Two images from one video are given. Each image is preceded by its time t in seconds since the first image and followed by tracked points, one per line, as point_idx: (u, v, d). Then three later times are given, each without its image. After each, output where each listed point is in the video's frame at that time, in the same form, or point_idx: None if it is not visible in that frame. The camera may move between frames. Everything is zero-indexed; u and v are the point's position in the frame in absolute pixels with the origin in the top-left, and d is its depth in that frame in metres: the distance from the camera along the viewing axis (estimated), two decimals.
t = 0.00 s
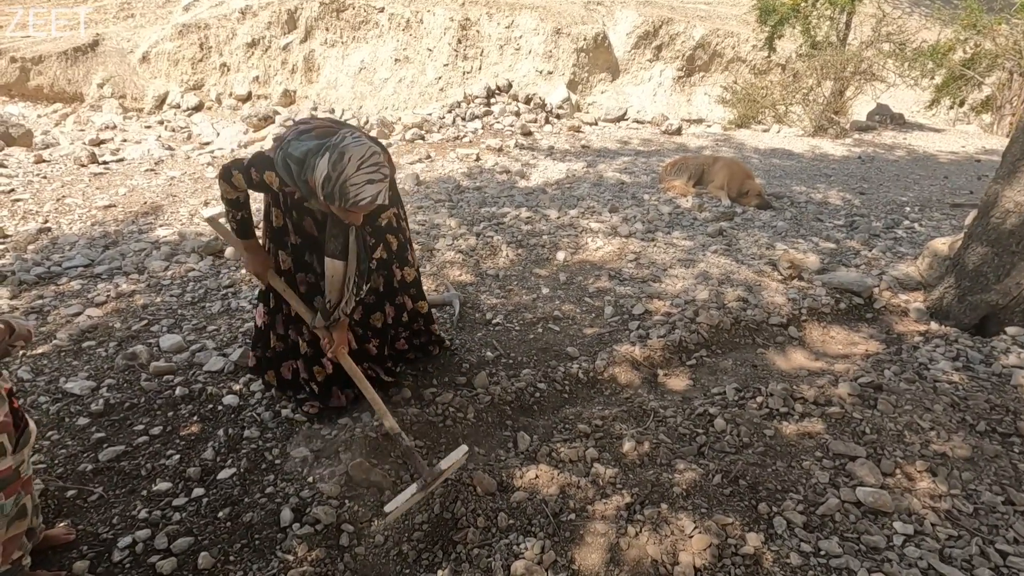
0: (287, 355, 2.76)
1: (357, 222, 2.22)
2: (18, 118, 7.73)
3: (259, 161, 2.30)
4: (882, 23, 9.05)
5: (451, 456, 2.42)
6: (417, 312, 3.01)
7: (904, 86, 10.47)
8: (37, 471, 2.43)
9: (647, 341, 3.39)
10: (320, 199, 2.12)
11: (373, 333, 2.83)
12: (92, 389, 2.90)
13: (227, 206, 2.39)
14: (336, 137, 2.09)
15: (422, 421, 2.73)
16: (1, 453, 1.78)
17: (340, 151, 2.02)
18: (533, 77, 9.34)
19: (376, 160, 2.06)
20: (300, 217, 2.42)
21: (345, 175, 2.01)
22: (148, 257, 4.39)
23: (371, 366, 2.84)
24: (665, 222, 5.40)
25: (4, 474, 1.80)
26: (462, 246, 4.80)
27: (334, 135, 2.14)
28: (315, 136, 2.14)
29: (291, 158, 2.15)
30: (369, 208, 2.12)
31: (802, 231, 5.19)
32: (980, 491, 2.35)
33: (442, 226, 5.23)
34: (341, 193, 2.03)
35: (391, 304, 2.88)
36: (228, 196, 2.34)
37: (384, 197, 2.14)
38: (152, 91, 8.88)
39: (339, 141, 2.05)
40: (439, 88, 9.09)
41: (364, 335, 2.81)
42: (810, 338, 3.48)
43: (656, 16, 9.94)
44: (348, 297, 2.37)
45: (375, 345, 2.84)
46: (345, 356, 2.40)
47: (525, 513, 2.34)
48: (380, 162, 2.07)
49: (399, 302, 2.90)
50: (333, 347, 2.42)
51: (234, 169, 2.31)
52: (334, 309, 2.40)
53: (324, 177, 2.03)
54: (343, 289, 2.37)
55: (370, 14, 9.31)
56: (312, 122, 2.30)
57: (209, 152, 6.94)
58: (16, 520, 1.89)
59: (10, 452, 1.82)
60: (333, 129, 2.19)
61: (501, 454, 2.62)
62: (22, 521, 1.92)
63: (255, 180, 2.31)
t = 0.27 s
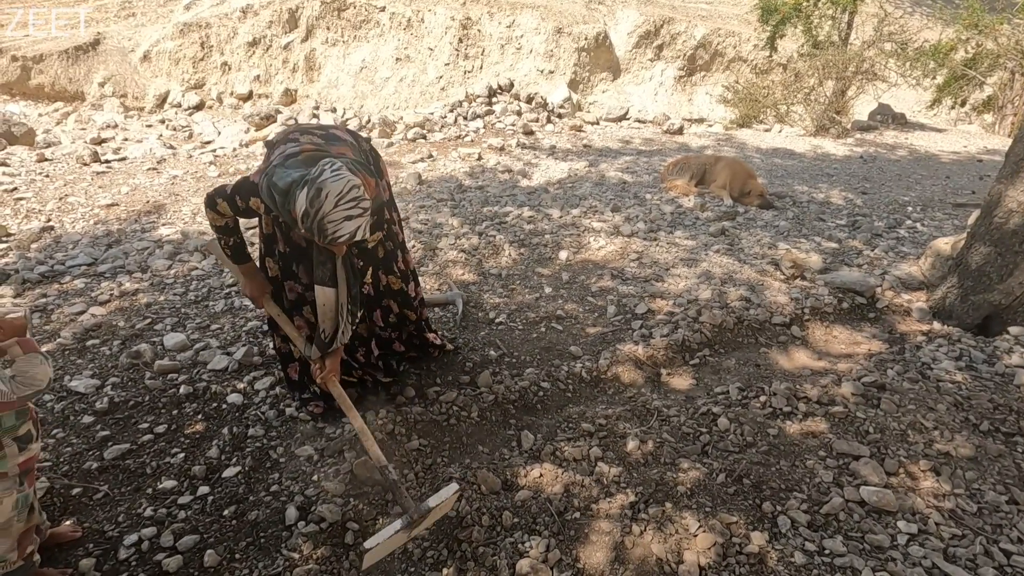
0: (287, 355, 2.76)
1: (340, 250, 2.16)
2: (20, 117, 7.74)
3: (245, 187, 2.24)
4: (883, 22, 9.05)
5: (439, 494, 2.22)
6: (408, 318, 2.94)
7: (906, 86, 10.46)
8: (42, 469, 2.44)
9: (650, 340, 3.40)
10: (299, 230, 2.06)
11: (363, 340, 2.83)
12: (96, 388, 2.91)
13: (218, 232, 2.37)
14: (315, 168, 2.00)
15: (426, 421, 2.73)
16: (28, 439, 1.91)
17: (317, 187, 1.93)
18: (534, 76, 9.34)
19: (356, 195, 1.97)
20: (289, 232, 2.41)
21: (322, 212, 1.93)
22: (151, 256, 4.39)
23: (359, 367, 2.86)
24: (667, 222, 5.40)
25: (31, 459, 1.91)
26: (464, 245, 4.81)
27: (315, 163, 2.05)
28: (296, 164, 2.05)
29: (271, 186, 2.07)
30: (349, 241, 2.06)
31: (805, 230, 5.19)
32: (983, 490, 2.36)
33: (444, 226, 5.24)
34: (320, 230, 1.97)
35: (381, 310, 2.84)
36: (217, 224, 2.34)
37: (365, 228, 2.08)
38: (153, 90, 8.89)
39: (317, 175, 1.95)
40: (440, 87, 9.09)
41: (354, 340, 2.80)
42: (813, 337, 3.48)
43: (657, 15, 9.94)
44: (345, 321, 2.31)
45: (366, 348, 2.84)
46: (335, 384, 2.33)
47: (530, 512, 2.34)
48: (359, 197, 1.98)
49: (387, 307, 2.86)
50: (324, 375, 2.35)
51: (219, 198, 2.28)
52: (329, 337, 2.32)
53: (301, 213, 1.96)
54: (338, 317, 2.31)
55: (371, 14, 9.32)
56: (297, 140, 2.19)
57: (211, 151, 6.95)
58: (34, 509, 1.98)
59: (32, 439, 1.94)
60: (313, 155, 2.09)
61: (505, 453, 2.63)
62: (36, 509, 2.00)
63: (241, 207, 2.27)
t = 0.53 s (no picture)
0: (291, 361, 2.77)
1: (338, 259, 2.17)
2: (21, 116, 7.75)
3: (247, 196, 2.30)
4: (885, 23, 9.04)
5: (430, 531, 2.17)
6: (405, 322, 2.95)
7: (907, 86, 10.45)
8: (46, 470, 2.44)
9: (652, 341, 3.40)
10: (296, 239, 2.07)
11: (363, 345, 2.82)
12: (100, 388, 2.92)
13: (233, 246, 2.43)
14: (312, 177, 2.01)
15: (428, 421, 2.74)
16: (45, 434, 1.97)
17: (313, 197, 1.94)
18: (535, 76, 9.32)
19: (352, 204, 1.97)
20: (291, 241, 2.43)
21: (319, 222, 1.94)
22: (153, 256, 4.40)
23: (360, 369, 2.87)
24: (669, 222, 5.41)
25: (44, 454, 1.98)
26: (466, 245, 4.81)
27: (311, 173, 2.07)
28: (293, 174, 2.08)
29: (269, 195, 2.10)
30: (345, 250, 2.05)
31: (806, 231, 5.19)
32: (986, 491, 2.36)
33: (446, 226, 5.24)
34: (317, 239, 1.97)
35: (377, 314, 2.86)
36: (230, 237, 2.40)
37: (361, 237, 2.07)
38: (155, 89, 8.90)
39: (313, 185, 1.97)
40: (441, 87, 9.09)
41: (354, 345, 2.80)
42: (816, 338, 3.48)
43: (658, 15, 9.94)
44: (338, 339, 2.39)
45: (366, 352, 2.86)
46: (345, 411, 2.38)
47: (533, 512, 2.34)
48: (356, 206, 1.98)
49: (382, 311, 2.87)
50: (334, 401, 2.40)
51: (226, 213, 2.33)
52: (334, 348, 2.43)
53: (298, 223, 1.97)
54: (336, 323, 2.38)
55: (372, 13, 9.32)
56: (296, 149, 2.22)
57: (213, 150, 6.96)
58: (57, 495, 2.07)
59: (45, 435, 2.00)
60: (313, 165, 2.11)
61: (508, 453, 2.63)
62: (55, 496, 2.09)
63: (242, 220, 2.34)
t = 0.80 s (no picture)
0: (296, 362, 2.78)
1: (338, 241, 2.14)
2: (24, 117, 7.76)
3: (254, 184, 2.32)
4: (888, 22, 9.02)
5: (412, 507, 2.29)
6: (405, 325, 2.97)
7: (910, 86, 10.42)
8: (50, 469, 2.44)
9: (655, 341, 3.40)
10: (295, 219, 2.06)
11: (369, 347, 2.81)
12: (103, 388, 2.91)
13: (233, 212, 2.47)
14: (311, 156, 2.02)
15: (431, 421, 2.74)
16: (49, 437, 1.92)
17: (312, 172, 1.95)
18: (537, 76, 9.32)
19: (351, 180, 1.97)
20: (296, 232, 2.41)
21: (317, 196, 1.93)
22: (156, 256, 4.40)
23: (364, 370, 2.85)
24: (671, 222, 5.40)
25: (46, 457, 1.92)
26: (469, 245, 4.81)
27: (311, 154, 2.07)
28: (293, 156, 2.09)
29: (269, 176, 2.11)
30: (345, 228, 2.03)
31: (810, 231, 5.18)
32: (992, 492, 2.35)
33: (449, 226, 5.24)
34: (314, 214, 1.95)
35: (383, 316, 2.84)
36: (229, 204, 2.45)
37: (362, 216, 2.04)
38: (157, 90, 8.91)
39: (312, 162, 1.98)
40: (442, 87, 9.09)
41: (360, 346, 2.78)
42: (820, 338, 3.47)
43: (659, 16, 9.93)
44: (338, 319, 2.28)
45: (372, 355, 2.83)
46: (340, 383, 2.32)
47: (538, 512, 2.34)
48: (355, 183, 1.97)
49: (386, 313, 2.87)
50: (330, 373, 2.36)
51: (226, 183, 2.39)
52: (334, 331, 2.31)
53: (297, 199, 1.96)
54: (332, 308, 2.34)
55: (374, 14, 9.33)
56: (302, 137, 2.25)
57: (215, 150, 6.96)
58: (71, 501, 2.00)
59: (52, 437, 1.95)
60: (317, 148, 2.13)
61: (512, 453, 2.63)
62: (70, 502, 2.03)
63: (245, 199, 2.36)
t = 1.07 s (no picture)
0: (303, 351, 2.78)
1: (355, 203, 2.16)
2: (28, 117, 7.79)
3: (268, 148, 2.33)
4: (891, 23, 9.00)
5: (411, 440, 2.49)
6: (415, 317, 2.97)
7: (914, 86, 10.39)
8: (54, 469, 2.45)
9: (658, 342, 3.39)
10: (315, 180, 2.09)
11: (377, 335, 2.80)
12: (107, 387, 2.93)
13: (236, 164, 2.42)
14: (329, 117, 2.07)
15: (433, 420, 2.75)
16: (70, 447, 1.86)
17: (331, 129, 1.99)
18: (540, 76, 9.32)
19: (370, 137, 2.02)
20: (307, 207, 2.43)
21: (339, 150, 1.97)
22: (160, 256, 4.42)
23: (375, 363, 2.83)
24: (674, 223, 5.40)
25: (70, 467, 1.87)
26: (471, 246, 4.81)
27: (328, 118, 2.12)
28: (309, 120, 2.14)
29: (287, 140, 2.15)
30: (365, 186, 2.06)
31: (813, 232, 5.17)
32: (996, 494, 2.34)
33: (452, 226, 5.25)
34: (335, 169, 1.99)
35: (392, 308, 2.84)
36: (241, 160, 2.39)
37: (380, 175, 2.08)
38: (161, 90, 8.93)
39: (331, 120, 2.02)
40: (445, 87, 9.10)
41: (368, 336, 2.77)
42: (822, 339, 3.47)
43: (663, 16, 9.92)
44: (340, 274, 2.36)
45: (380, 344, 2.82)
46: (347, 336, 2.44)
47: (539, 513, 2.34)
48: (373, 140, 2.02)
49: (397, 305, 2.86)
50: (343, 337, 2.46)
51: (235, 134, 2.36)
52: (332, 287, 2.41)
53: (317, 155, 2.00)
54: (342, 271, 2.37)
55: (377, 14, 9.34)
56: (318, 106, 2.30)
57: (219, 151, 6.98)
58: (100, 509, 1.95)
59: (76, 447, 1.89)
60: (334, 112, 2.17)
61: (514, 454, 2.63)
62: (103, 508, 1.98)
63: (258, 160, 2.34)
